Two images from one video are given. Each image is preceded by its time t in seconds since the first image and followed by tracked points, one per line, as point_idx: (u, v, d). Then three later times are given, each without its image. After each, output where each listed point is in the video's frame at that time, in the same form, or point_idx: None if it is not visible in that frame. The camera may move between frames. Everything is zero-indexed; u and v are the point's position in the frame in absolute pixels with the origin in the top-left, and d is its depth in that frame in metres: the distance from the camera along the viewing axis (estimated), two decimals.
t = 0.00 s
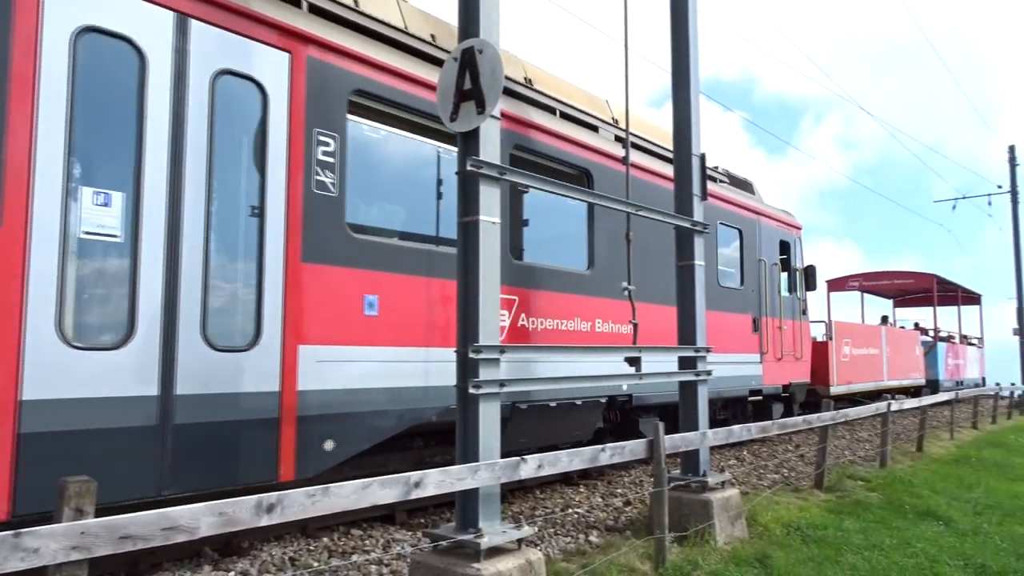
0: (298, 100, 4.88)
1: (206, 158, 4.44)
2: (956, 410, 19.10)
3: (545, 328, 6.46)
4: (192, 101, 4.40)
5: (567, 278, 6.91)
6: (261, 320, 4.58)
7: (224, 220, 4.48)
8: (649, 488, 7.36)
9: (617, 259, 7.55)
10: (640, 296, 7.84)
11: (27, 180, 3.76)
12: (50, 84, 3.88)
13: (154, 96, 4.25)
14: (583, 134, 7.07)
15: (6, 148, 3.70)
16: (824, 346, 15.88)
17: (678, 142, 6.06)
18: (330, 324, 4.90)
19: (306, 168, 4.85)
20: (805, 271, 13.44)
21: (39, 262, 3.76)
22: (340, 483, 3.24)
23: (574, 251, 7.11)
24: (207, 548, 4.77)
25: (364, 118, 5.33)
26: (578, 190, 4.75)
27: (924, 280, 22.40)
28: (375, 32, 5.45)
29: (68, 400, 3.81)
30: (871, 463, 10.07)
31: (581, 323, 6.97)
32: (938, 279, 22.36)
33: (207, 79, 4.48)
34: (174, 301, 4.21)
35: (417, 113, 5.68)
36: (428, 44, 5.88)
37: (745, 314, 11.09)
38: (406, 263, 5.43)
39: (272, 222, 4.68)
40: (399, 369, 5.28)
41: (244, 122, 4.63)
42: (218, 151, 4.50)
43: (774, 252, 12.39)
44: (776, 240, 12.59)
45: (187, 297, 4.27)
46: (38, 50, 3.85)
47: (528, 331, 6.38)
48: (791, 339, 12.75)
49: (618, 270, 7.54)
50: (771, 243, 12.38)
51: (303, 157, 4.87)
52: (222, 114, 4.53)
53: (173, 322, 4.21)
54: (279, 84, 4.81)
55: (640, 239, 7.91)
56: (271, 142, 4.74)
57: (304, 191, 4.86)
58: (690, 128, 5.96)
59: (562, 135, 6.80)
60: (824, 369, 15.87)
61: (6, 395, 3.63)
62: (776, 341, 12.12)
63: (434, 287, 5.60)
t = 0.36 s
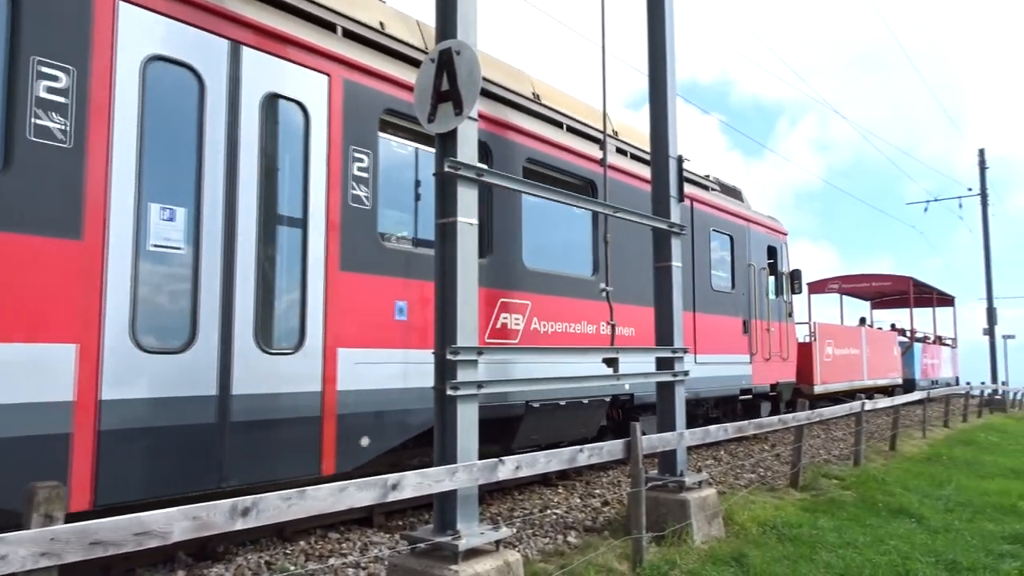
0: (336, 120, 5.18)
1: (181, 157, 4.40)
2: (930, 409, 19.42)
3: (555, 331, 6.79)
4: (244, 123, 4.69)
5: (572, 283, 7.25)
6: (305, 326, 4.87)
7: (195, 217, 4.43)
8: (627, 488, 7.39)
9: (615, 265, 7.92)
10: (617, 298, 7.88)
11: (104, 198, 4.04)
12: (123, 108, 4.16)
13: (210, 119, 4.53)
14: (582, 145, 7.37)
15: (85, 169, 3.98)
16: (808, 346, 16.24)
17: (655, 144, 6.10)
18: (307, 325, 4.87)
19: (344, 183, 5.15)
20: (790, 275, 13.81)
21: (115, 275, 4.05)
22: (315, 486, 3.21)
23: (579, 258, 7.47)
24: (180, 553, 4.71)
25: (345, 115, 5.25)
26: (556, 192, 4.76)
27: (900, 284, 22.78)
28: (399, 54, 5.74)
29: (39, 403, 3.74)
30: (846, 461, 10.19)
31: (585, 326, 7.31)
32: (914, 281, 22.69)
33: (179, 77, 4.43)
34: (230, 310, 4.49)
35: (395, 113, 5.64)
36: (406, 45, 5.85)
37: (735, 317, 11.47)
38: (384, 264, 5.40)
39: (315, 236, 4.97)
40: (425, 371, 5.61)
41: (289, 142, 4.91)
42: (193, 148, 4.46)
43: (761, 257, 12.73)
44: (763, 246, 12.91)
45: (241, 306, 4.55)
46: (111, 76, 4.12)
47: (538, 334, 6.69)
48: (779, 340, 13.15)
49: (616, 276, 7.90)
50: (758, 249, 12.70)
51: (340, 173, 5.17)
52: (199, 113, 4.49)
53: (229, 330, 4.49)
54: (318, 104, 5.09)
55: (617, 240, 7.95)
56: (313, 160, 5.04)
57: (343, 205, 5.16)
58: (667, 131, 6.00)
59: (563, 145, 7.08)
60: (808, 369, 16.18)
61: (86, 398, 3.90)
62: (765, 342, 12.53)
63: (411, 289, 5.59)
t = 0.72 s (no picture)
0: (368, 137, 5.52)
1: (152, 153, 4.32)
2: (903, 409, 19.72)
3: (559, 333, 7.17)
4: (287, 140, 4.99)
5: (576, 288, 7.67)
6: (339, 331, 5.17)
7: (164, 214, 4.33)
8: (604, 488, 7.42)
9: (613, 270, 8.30)
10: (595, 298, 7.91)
11: (166, 212, 4.32)
12: (181, 126, 4.43)
13: (256, 137, 4.81)
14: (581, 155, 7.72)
15: (151, 184, 4.27)
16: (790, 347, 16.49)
17: (632, 146, 6.13)
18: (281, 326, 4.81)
19: (375, 196, 5.48)
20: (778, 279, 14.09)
21: (178, 282, 4.33)
22: (291, 488, 3.18)
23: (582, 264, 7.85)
24: (153, 557, 4.64)
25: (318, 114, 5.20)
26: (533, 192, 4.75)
27: (877, 287, 23.14)
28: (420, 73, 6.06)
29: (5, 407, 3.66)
30: (820, 461, 10.31)
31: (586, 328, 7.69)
32: (891, 284, 23.04)
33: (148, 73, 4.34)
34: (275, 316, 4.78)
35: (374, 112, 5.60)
36: (384, 45, 5.82)
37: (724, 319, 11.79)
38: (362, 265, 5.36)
39: (350, 246, 5.29)
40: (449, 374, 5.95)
41: (324, 158, 5.22)
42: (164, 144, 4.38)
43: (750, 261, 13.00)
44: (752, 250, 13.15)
45: (284, 311, 4.84)
46: (172, 96, 4.40)
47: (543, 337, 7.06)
48: (767, 341, 13.49)
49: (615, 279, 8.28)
50: (746, 252, 12.93)
51: (371, 186, 5.50)
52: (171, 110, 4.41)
53: (274, 334, 4.78)
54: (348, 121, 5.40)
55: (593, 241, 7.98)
56: (345, 174, 5.35)
57: (373, 216, 5.49)
58: (644, 133, 6.03)
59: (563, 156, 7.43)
60: (790, 369, 16.41)
61: (152, 396, 4.19)
62: (753, 344, 12.88)
63: (388, 290, 5.53)
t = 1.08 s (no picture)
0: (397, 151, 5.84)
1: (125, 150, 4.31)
2: (880, 409, 19.97)
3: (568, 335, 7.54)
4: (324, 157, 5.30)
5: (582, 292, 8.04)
6: (369, 335, 5.47)
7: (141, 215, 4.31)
8: (584, 488, 7.44)
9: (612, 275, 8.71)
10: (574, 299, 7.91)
11: (218, 223, 4.63)
12: (232, 144, 4.76)
13: (297, 152, 5.12)
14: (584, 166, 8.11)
15: (206, 198, 4.59)
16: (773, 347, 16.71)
17: (612, 148, 6.15)
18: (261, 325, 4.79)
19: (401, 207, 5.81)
20: (766, 282, 14.43)
21: (228, 289, 4.64)
22: (267, 491, 3.15)
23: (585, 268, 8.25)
24: (127, 561, 4.58)
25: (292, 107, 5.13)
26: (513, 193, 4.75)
27: (857, 288, 23.45)
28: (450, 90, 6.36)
29: None
30: (797, 460, 10.41)
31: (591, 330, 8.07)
32: (870, 287, 23.33)
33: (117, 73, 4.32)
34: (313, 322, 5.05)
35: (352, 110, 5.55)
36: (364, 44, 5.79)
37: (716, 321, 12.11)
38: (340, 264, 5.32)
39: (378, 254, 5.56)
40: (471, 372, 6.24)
41: (356, 171, 5.51)
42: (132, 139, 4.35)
43: (738, 266, 13.31)
44: (739, 255, 13.48)
45: (320, 315, 5.12)
46: (225, 117, 4.73)
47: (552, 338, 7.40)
48: (756, 342, 13.82)
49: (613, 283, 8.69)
50: (734, 258, 13.24)
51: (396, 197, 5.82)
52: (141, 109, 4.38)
53: (313, 338, 5.07)
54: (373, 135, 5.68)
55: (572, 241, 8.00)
56: (374, 185, 5.66)
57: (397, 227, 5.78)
58: (624, 135, 6.05)
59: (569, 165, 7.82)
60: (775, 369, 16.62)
61: (207, 395, 4.51)
62: (743, 345, 13.19)
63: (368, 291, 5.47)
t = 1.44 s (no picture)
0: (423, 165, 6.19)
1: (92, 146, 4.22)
2: (860, 408, 20.21)
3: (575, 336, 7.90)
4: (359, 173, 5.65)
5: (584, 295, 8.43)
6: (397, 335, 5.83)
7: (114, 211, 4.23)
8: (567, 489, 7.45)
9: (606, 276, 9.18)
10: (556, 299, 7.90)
11: (266, 234, 4.95)
12: (277, 161, 5.07)
13: (333, 166, 5.45)
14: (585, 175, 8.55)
15: (254, 211, 4.91)
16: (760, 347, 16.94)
17: (594, 149, 6.16)
18: (237, 327, 4.73)
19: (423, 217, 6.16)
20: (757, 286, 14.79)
21: (275, 295, 4.96)
22: (247, 493, 3.12)
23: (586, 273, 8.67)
24: (104, 565, 4.53)
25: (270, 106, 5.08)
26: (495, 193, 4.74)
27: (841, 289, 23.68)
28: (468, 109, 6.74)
29: None
30: (778, 459, 10.49)
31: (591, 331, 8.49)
32: (852, 287, 23.60)
33: (88, 68, 4.22)
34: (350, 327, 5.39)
35: (332, 109, 5.51)
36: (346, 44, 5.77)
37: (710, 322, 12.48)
38: (321, 264, 5.28)
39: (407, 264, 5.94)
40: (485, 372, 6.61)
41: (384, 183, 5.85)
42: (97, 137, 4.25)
43: (730, 270, 13.68)
44: (731, 259, 13.85)
45: (354, 318, 5.45)
46: (271, 135, 5.04)
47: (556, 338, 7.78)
48: (745, 343, 14.17)
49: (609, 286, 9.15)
50: (726, 262, 13.58)
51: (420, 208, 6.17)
52: (112, 106, 4.31)
53: (347, 339, 5.39)
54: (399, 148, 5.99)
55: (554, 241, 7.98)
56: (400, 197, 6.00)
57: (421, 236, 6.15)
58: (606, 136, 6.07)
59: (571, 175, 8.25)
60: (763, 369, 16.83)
61: (257, 393, 4.82)
62: (735, 346, 13.55)
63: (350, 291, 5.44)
